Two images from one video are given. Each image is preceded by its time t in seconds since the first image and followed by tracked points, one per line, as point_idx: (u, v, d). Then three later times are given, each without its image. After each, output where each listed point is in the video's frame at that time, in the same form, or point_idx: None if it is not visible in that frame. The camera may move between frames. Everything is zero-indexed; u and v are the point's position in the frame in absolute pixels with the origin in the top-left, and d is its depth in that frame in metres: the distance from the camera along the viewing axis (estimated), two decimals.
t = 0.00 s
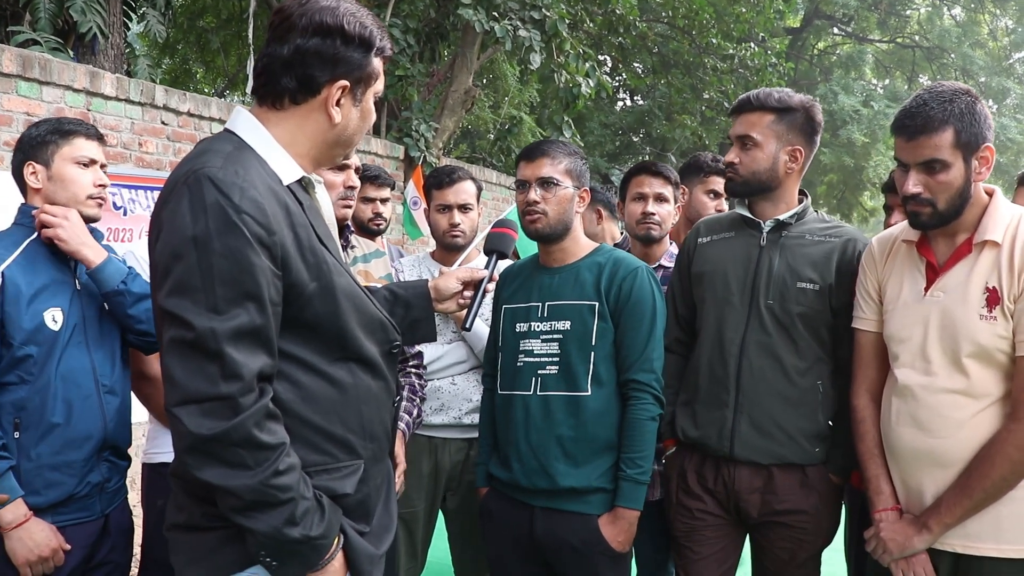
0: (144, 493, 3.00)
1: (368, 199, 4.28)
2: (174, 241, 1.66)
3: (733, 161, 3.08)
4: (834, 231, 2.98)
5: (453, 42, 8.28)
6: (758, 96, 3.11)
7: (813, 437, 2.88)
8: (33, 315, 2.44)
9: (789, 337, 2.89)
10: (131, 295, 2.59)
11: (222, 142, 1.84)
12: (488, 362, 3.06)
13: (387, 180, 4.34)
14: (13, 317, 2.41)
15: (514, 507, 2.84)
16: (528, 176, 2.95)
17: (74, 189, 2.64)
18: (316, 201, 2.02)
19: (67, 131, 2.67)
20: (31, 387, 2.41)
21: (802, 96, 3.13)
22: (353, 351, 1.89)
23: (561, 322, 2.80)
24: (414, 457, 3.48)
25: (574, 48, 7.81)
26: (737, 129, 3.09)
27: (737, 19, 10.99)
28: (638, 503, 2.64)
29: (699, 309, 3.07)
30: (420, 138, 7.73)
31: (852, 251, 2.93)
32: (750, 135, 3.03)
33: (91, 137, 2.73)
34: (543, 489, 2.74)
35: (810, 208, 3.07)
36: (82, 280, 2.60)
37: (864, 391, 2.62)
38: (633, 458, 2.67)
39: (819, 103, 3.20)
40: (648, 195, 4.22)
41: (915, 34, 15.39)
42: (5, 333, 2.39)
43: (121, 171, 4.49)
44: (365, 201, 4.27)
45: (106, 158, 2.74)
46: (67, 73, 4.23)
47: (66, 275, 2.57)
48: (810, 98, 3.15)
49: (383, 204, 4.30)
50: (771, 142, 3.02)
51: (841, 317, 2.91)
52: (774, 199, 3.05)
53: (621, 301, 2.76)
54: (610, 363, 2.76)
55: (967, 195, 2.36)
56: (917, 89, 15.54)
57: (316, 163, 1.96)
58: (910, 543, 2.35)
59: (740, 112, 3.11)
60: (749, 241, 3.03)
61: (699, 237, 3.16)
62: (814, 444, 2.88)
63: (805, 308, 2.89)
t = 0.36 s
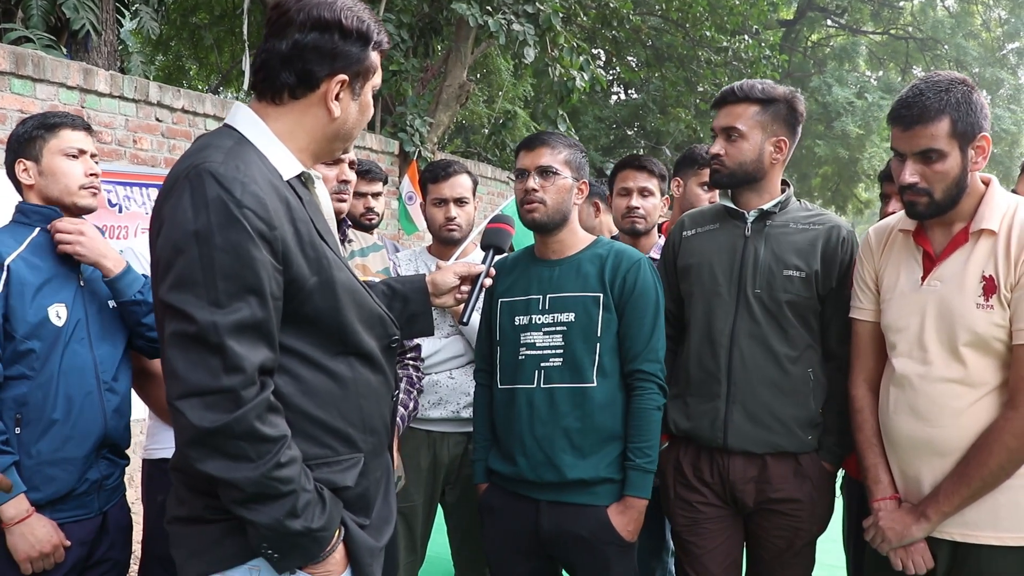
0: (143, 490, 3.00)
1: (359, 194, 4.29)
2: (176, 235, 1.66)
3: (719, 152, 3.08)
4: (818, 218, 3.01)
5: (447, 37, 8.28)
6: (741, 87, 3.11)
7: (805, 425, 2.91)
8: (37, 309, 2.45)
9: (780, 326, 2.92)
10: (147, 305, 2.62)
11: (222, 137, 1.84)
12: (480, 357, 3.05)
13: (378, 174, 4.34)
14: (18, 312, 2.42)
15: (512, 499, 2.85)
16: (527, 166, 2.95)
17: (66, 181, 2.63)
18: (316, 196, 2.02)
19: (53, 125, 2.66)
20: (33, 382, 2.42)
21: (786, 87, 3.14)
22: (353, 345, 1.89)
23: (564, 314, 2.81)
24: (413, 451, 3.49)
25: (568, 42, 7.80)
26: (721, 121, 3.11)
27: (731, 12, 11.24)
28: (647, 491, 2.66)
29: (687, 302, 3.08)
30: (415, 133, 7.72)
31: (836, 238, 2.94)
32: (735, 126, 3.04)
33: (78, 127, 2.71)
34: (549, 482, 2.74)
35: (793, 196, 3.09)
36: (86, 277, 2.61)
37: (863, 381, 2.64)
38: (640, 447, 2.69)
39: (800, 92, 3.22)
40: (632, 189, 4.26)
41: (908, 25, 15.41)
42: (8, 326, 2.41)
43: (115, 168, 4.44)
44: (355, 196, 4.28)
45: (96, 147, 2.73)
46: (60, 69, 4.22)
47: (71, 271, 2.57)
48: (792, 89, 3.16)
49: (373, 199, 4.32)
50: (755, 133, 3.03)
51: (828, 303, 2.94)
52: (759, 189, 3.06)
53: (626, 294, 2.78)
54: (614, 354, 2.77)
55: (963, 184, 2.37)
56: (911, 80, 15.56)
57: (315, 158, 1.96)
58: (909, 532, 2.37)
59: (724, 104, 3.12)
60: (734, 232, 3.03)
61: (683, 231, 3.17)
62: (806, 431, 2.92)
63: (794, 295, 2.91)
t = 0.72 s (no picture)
0: (140, 490, 3.01)
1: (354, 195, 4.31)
2: (182, 233, 1.67)
3: (710, 149, 3.09)
4: (806, 217, 3.03)
5: (443, 37, 8.29)
6: (732, 85, 3.14)
7: (795, 422, 2.94)
8: (36, 306, 2.45)
9: (770, 324, 2.94)
10: (152, 308, 2.64)
11: (230, 137, 1.85)
12: (478, 357, 3.05)
13: (373, 174, 4.37)
14: (18, 308, 2.42)
15: (509, 499, 2.86)
16: (529, 169, 2.95)
17: (58, 179, 2.63)
18: (321, 198, 2.04)
19: (42, 124, 2.66)
20: (32, 379, 2.42)
21: (775, 86, 3.18)
22: (355, 345, 1.90)
23: (571, 316, 2.82)
24: (410, 451, 3.50)
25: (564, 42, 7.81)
26: (711, 118, 3.13)
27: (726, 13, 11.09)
28: (654, 492, 2.68)
29: (677, 301, 3.10)
30: (411, 133, 7.71)
31: (825, 236, 2.97)
32: (726, 123, 3.06)
33: (67, 125, 2.71)
34: (556, 485, 2.75)
35: (782, 195, 3.12)
36: (86, 274, 2.62)
37: (857, 381, 2.66)
38: (648, 448, 2.71)
39: (788, 92, 3.26)
40: (613, 192, 4.30)
41: (902, 26, 15.46)
42: (7, 322, 2.41)
43: (109, 167, 4.41)
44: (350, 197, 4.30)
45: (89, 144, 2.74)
46: (56, 69, 4.22)
47: (71, 268, 2.58)
48: (782, 88, 3.19)
49: (368, 200, 4.34)
50: (746, 129, 3.06)
51: (816, 300, 2.96)
52: (749, 186, 3.08)
53: (633, 296, 2.80)
54: (620, 356, 2.79)
55: (957, 185, 2.39)
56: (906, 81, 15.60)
57: (321, 159, 1.97)
58: (903, 531, 2.39)
59: (714, 102, 3.14)
60: (723, 232, 3.06)
61: (673, 230, 3.19)
62: (797, 429, 2.95)
63: (784, 294, 2.93)
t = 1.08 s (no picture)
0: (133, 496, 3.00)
1: (352, 204, 4.33)
2: (180, 244, 1.67)
3: (701, 157, 3.10)
4: (794, 223, 3.05)
5: (436, 43, 8.31)
6: (725, 93, 3.15)
7: (787, 427, 2.95)
8: (27, 313, 2.44)
9: (760, 331, 2.96)
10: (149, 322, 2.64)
11: (226, 147, 1.86)
12: (473, 364, 3.06)
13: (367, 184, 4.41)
14: (9, 314, 2.41)
15: (503, 505, 2.87)
16: (530, 173, 2.96)
17: (39, 186, 2.64)
18: (317, 206, 2.04)
19: (25, 132, 2.69)
20: (24, 385, 2.41)
21: (765, 94, 3.20)
22: (352, 352, 1.91)
23: (571, 323, 2.83)
24: (404, 456, 3.50)
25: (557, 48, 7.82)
26: (702, 126, 3.14)
27: (719, 19, 11.21)
28: (650, 500, 2.69)
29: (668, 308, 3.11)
30: (405, 139, 7.73)
31: (813, 243, 3.00)
32: (718, 132, 3.08)
33: (56, 133, 2.75)
34: (551, 492, 2.75)
35: (769, 203, 3.14)
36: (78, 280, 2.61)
37: (848, 387, 2.67)
38: (644, 455, 2.72)
39: (779, 100, 3.27)
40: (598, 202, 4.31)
41: (894, 32, 15.55)
42: None
43: (101, 173, 4.41)
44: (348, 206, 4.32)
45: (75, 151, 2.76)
46: (50, 75, 4.22)
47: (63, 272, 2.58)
48: (773, 97, 3.21)
49: (364, 209, 4.35)
50: (738, 139, 3.07)
51: (806, 307, 2.98)
52: (739, 196, 3.09)
53: (632, 304, 2.81)
54: (617, 363, 2.80)
55: (946, 192, 2.40)
56: (897, 86, 15.68)
57: (315, 167, 1.98)
58: (894, 537, 2.40)
59: (706, 109, 3.16)
60: (712, 239, 3.08)
61: (661, 238, 3.21)
62: (789, 434, 2.96)
63: (773, 301, 2.95)
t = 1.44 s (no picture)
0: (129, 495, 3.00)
1: (356, 209, 4.38)
2: (180, 245, 1.68)
3: (698, 165, 3.11)
4: (792, 231, 3.06)
5: (437, 46, 8.33)
6: (720, 100, 3.16)
7: (782, 434, 2.96)
8: (23, 309, 2.54)
9: (756, 339, 2.97)
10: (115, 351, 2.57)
11: (227, 148, 1.86)
12: (470, 367, 3.07)
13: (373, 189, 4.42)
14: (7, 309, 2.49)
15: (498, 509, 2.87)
16: (524, 177, 2.97)
17: (27, 189, 2.67)
18: (317, 209, 2.05)
19: (19, 133, 2.72)
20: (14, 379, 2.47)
21: (761, 102, 3.21)
22: (351, 355, 1.92)
23: (560, 327, 2.84)
24: (401, 459, 3.51)
25: (558, 53, 7.84)
26: (698, 134, 3.15)
27: (719, 25, 11.18)
28: (638, 506, 2.70)
29: (666, 315, 3.13)
30: (404, 142, 7.74)
31: (810, 250, 3.00)
32: (713, 140, 3.09)
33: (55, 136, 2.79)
34: (540, 496, 2.76)
35: (768, 210, 3.14)
36: (73, 279, 2.70)
37: (844, 395, 2.68)
38: (633, 462, 2.72)
39: (775, 106, 3.29)
40: (602, 210, 4.31)
41: (894, 41, 15.60)
42: None
43: (101, 173, 4.39)
44: (352, 210, 4.38)
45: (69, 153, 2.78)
46: (51, 74, 4.23)
47: (59, 270, 2.67)
48: (768, 104, 3.22)
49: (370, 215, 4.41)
50: (734, 147, 3.08)
51: (804, 314, 2.99)
52: (736, 203, 3.11)
53: (622, 309, 2.82)
54: (607, 367, 2.81)
55: (943, 202, 2.41)
56: (897, 95, 15.71)
57: (316, 170, 1.99)
58: (887, 545, 2.41)
59: (702, 117, 3.17)
60: (709, 247, 3.09)
61: (661, 245, 3.22)
62: (785, 441, 2.97)
63: (770, 309, 2.96)
